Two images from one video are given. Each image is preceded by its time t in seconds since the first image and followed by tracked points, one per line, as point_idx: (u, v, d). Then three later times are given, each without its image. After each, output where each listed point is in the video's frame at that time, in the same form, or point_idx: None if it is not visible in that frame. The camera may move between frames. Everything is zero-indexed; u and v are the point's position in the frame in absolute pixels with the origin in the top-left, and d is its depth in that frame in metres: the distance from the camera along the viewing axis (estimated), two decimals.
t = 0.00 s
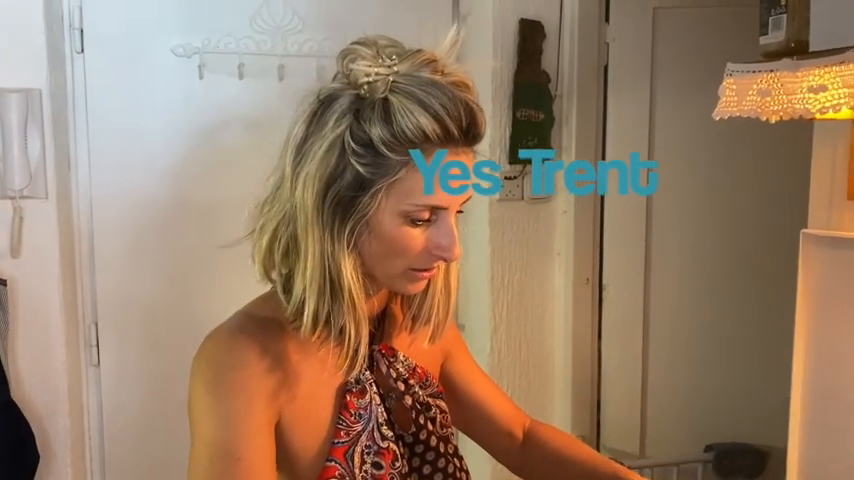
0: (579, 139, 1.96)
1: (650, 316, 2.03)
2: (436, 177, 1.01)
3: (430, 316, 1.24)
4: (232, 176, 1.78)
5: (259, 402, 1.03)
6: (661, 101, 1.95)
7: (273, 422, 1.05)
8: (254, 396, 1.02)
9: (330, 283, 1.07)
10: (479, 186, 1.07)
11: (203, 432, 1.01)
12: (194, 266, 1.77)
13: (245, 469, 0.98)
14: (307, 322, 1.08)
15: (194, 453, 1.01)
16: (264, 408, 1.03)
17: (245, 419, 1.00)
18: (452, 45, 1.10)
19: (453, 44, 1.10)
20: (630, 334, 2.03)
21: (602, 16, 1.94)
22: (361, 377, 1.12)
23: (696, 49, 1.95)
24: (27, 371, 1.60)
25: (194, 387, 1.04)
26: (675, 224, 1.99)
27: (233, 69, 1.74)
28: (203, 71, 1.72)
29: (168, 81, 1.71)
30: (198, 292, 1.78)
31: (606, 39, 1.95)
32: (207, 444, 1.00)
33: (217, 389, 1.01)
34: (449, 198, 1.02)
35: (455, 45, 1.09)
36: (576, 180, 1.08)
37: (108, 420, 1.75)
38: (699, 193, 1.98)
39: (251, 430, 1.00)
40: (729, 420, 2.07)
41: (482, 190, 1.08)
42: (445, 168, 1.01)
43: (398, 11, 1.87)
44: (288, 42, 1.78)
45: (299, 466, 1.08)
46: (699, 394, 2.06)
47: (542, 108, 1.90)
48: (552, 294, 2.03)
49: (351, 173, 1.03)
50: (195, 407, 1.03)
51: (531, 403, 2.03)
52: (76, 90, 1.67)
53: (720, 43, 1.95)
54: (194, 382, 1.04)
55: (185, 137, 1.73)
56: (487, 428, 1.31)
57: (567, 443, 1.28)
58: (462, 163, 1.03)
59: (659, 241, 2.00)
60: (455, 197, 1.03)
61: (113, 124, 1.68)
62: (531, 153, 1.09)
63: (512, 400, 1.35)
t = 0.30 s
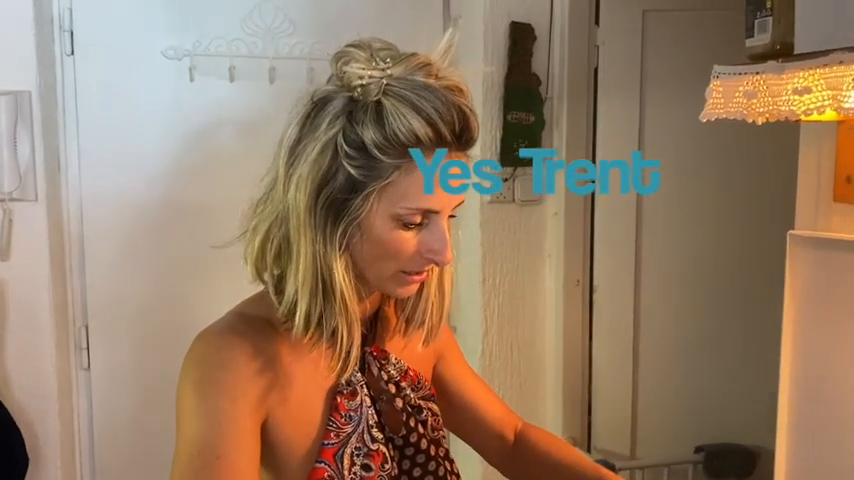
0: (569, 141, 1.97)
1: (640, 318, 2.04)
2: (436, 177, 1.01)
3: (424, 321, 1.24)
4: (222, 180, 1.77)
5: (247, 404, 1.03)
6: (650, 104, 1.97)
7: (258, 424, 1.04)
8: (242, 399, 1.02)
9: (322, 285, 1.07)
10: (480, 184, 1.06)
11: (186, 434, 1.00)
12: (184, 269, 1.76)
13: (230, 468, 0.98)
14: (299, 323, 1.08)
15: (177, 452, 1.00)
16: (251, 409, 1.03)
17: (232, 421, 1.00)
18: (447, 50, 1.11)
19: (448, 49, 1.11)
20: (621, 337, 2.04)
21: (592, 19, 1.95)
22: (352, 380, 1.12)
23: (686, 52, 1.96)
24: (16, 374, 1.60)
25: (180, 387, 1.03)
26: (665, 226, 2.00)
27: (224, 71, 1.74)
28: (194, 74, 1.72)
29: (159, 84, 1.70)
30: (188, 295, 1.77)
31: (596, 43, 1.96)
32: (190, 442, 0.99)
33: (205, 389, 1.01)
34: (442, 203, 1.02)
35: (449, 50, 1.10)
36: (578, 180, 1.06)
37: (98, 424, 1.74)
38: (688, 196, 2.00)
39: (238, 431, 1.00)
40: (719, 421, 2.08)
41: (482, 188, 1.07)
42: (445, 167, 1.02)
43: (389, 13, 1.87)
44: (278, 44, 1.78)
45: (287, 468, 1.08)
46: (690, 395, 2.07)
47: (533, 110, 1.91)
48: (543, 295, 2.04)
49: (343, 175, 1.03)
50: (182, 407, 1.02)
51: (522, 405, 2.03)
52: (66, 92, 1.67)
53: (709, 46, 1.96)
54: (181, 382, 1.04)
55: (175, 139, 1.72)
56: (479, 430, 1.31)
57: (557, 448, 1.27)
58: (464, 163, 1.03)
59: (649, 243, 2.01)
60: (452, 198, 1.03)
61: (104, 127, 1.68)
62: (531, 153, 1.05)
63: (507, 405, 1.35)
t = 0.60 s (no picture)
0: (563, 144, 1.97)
1: (635, 321, 2.04)
2: (436, 175, 1.01)
3: (418, 324, 1.24)
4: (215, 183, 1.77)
5: (247, 408, 1.02)
6: (644, 107, 1.97)
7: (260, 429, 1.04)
8: (244, 402, 1.02)
9: (311, 288, 1.06)
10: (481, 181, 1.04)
11: (190, 437, 0.99)
12: (177, 273, 1.76)
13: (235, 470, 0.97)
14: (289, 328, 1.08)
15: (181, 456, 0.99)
16: (251, 413, 1.02)
17: (239, 424, 1.00)
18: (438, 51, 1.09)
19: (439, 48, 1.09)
20: (616, 340, 2.04)
21: (587, 22, 1.96)
22: (348, 382, 1.12)
23: (680, 55, 1.96)
24: (9, 379, 1.58)
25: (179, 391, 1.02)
26: (659, 229, 2.01)
27: (218, 74, 1.74)
28: (187, 76, 1.72)
29: (151, 87, 1.70)
30: (182, 299, 1.76)
31: (590, 46, 1.96)
32: (195, 446, 0.98)
33: (206, 392, 1.00)
34: (433, 205, 1.02)
35: (441, 50, 1.09)
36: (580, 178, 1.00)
37: (91, 428, 1.73)
38: (683, 198, 2.00)
39: (242, 433, 1.00)
40: (714, 424, 2.08)
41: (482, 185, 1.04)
42: (445, 166, 1.01)
43: (383, 15, 1.87)
44: (272, 47, 1.78)
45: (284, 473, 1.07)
46: (686, 398, 2.07)
47: (527, 113, 1.91)
48: (538, 298, 2.04)
49: (332, 178, 1.03)
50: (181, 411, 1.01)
51: (517, 408, 2.03)
52: (59, 95, 1.66)
53: (703, 49, 1.96)
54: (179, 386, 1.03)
55: (169, 142, 1.72)
56: (476, 433, 1.31)
57: (552, 455, 1.27)
58: (464, 162, 1.02)
59: (644, 246, 2.01)
60: (442, 202, 1.02)
61: (97, 130, 1.67)
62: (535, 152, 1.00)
63: (505, 408, 1.34)
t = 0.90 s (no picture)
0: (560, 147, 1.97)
1: (632, 324, 2.04)
2: (436, 173, 1.00)
3: (420, 331, 1.23)
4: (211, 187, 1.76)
5: (243, 414, 1.02)
6: (641, 111, 1.97)
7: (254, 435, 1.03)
8: (238, 408, 1.01)
9: (312, 297, 1.06)
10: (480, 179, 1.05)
11: (182, 442, 0.99)
12: (173, 278, 1.75)
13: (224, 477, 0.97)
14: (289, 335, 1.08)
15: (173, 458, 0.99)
16: (246, 419, 1.02)
17: (229, 429, 0.99)
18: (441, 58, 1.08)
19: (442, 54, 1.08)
20: (613, 343, 2.04)
21: (583, 25, 1.96)
22: (350, 386, 1.11)
23: (677, 59, 1.96)
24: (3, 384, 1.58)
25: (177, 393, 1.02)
26: (656, 232, 2.01)
27: (214, 77, 1.74)
28: (183, 80, 1.71)
29: (148, 91, 1.69)
30: (178, 304, 1.76)
31: (587, 49, 1.96)
32: (186, 450, 0.98)
33: (201, 397, 1.00)
34: (435, 213, 1.01)
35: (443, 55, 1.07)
36: (580, 177, 0.99)
37: (87, 433, 1.73)
38: (680, 202, 2.00)
39: (235, 440, 0.99)
40: (711, 428, 2.08)
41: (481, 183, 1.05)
42: (445, 164, 1.00)
43: (380, 18, 1.87)
44: (268, 50, 1.77)
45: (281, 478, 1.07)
46: (683, 401, 2.07)
47: (523, 116, 1.91)
48: (535, 302, 2.03)
49: (333, 185, 1.02)
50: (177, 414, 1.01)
51: (514, 411, 2.03)
52: (54, 99, 1.65)
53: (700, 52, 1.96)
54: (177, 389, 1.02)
55: (164, 145, 1.71)
56: (477, 439, 1.30)
57: (551, 463, 1.27)
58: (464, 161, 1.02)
59: (641, 249, 2.01)
60: (443, 211, 1.02)
61: (92, 134, 1.67)
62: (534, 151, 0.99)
63: (506, 414, 1.34)
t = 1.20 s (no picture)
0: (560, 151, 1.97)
1: (631, 328, 2.04)
2: (436, 172, 0.99)
3: (423, 336, 1.23)
4: (211, 190, 1.76)
5: (243, 417, 1.01)
6: (640, 115, 1.97)
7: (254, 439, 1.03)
8: (239, 412, 1.01)
9: (314, 302, 1.06)
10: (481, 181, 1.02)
11: (181, 445, 0.98)
12: (172, 282, 1.74)
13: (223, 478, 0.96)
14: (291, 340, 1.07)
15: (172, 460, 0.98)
16: (246, 422, 1.01)
17: (230, 433, 0.99)
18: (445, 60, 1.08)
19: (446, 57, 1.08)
20: (612, 347, 2.04)
21: (583, 29, 1.96)
22: (352, 392, 1.11)
23: (677, 63, 1.96)
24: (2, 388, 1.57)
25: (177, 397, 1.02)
26: (656, 236, 2.01)
27: (214, 81, 1.73)
28: (183, 83, 1.71)
29: (148, 95, 1.69)
30: (177, 308, 1.75)
31: (587, 53, 1.96)
32: (186, 454, 0.97)
33: (202, 399, 0.99)
34: (438, 218, 1.01)
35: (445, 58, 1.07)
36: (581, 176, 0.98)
37: (86, 437, 1.72)
38: (680, 205, 2.00)
39: (234, 442, 0.99)
40: (711, 432, 2.08)
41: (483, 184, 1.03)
42: (446, 163, 0.99)
43: (380, 22, 1.86)
44: (269, 54, 1.77)
45: None
46: (683, 405, 2.07)
47: (523, 120, 1.91)
48: (535, 306, 2.03)
49: (336, 190, 1.02)
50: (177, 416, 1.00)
51: (513, 415, 2.03)
52: (54, 102, 1.65)
53: (700, 56, 1.96)
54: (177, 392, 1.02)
55: (164, 149, 1.71)
56: (479, 445, 1.30)
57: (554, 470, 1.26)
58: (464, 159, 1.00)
59: (641, 253, 2.01)
60: (446, 215, 1.01)
61: (92, 138, 1.67)
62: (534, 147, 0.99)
63: (510, 421, 1.34)
